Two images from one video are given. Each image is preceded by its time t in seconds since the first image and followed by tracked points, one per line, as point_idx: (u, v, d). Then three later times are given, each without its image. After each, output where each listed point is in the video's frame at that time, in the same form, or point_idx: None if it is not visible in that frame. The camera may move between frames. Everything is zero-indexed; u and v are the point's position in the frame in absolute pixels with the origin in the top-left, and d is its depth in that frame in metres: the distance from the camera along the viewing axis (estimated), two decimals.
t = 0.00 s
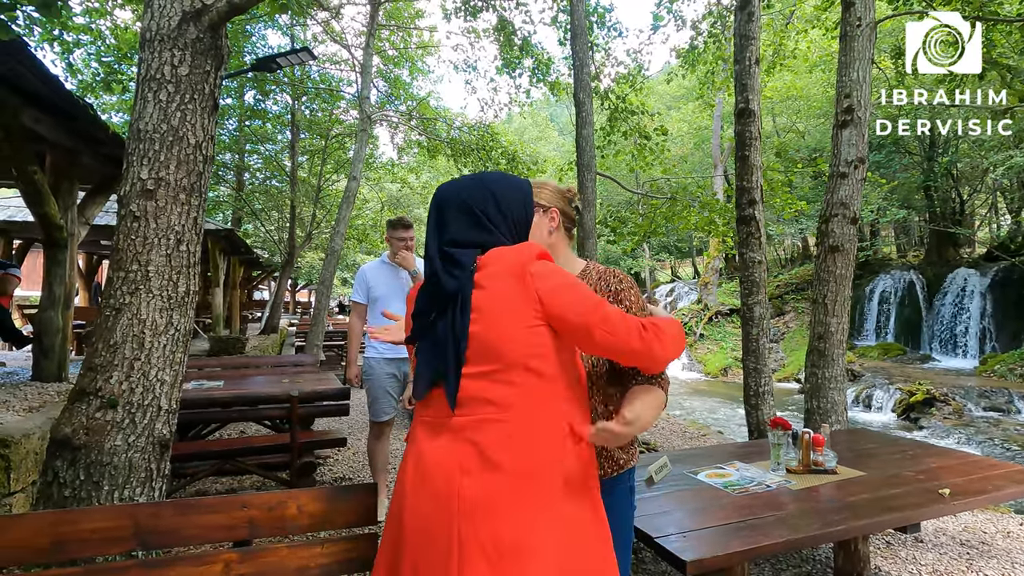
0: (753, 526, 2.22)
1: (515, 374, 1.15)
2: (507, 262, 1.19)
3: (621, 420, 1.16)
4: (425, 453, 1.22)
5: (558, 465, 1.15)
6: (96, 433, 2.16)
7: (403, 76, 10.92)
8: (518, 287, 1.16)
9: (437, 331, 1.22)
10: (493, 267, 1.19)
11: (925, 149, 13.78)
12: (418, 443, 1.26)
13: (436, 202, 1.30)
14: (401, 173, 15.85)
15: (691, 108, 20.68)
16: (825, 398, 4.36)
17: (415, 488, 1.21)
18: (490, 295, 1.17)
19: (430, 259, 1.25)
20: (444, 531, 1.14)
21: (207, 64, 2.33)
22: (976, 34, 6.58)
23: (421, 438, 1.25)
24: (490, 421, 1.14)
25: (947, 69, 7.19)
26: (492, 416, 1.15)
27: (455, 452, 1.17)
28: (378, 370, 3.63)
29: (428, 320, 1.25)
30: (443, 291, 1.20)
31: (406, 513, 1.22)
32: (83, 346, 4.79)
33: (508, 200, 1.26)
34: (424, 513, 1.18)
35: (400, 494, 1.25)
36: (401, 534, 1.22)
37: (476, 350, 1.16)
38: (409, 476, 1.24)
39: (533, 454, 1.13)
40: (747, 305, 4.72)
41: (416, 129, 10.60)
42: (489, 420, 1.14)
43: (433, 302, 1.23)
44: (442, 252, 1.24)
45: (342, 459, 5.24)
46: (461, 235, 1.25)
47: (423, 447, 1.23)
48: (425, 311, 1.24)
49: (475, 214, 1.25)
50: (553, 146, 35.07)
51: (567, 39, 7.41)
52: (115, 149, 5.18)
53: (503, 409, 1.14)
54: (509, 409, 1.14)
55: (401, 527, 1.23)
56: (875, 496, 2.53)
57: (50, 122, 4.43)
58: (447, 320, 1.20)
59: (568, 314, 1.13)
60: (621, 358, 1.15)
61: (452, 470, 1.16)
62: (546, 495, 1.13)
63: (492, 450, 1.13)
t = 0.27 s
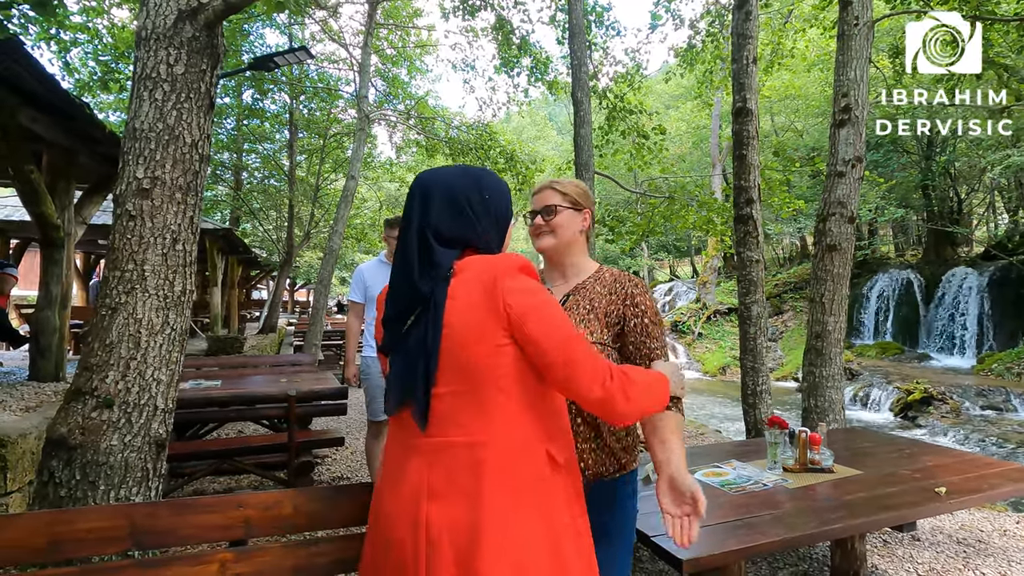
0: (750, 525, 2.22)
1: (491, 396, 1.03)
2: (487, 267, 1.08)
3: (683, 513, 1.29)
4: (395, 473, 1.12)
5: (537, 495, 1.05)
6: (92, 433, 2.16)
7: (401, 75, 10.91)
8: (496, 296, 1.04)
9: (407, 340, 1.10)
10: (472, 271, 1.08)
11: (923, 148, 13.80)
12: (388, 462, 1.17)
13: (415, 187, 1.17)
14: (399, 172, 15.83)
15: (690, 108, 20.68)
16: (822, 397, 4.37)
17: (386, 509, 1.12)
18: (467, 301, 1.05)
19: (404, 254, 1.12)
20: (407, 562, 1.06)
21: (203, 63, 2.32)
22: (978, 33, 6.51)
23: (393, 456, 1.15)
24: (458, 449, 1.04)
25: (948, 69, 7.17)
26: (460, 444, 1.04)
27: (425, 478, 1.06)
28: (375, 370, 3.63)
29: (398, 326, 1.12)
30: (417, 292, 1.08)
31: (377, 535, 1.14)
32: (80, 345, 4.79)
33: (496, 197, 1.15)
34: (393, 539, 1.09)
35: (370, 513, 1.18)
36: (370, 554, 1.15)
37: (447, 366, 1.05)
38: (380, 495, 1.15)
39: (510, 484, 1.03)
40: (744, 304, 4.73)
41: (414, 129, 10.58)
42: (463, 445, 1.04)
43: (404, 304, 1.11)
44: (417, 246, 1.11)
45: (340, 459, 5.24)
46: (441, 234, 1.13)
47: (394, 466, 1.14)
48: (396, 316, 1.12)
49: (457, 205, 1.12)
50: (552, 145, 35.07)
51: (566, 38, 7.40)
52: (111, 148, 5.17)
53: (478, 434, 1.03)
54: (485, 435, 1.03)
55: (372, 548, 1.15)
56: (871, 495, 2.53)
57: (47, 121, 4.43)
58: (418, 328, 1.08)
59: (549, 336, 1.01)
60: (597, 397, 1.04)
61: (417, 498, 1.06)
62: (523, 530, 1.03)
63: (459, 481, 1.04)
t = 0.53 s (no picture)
0: (745, 525, 2.23)
1: (498, 414, 0.99)
2: (493, 275, 1.02)
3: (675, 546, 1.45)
4: (391, 490, 1.07)
5: (542, 514, 1.01)
6: (87, 434, 2.15)
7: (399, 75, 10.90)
8: (504, 309, 0.99)
9: (407, 349, 1.04)
10: (476, 277, 1.02)
11: (920, 148, 13.83)
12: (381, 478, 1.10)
13: (414, 179, 1.09)
14: (397, 171, 15.80)
15: (687, 107, 20.70)
16: (819, 397, 4.37)
17: (381, 528, 1.06)
18: (473, 312, 1.00)
19: (403, 252, 1.04)
20: None
21: (197, 63, 2.32)
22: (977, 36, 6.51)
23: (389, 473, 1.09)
24: (461, 469, 0.99)
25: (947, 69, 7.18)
26: (464, 464, 0.99)
27: (424, 498, 1.01)
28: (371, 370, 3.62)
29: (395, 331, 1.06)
30: (419, 297, 1.02)
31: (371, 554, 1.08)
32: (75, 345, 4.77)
33: (499, 194, 1.09)
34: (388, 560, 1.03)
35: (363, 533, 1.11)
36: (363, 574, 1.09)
37: (451, 383, 0.99)
38: (376, 511, 1.10)
39: (515, 506, 0.99)
40: (741, 303, 4.73)
41: (412, 128, 10.57)
42: (466, 464, 0.99)
43: (402, 308, 1.04)
44: (417, 244, 1.04)
45: (337, 459, 5.23)
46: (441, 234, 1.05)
47: (389, 482, 1.08)
48: (394, 321, 1.05)
49: (461, 203, 1.05)
50: (550, 144, 35.06)
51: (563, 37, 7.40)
52: (107, 148, 5.15)
53: (482, 453, 0.99)
54: (490, 455, 0.99)
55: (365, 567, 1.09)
56: (867, 494, 2.54)
57: (42, 121, 4.42)
58: (421, 337, 1.01)
59: (559, 357, 0.98)
60: (602, 427, 1.01)
61: (417, 518, 1.01)
62: (529, 552, 0.99)
63: (461, 502, 0.99)
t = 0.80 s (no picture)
0: (741, 523, 2.22)
1: (525, 419, 0.97)
2: (528, 271, 0.99)
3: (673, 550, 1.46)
4: (407, 491, 1.04)
5: (564, 526, 0.99)
6: (78, 433, 2.13)
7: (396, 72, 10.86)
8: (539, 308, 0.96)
9: (430, 346, 1.00)
10: (511, 272, 0.99)
11: (916, 146, 13.86)
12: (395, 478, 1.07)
13: (449, 161, 1.04)
14: (394, 169, 15.75)
15: (685, 105, 20.71)
16: (814, 395, 4.38)
17: (394, 529, 1.04)
18: (508, 309, 0.97)
19: (434, 240, 1.00)
20: None
21: (189, 59, 2.30)
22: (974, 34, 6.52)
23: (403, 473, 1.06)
24: (483, 476, 0.96)
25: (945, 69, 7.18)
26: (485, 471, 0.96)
27: (443, 502, 0.98)
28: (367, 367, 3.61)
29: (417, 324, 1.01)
30: (448, 289, 0.98)
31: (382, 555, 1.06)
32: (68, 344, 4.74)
33: (534, 186, 1.07)
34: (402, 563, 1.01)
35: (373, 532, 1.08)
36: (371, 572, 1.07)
37: (480, 384, 0.97)
38: (388, 511, 1.07)
39: (537, 515, 0.97)
40: (737, 302, 4.73)
41: (409, 126, 10.54)
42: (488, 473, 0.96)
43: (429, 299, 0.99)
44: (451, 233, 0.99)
45: (332, 457, 5.22)
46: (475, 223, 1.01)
47: (405, 484, 1.05)
48: (417, 314, 1.00)
49: (498, 193, 1.02)
50: (547, 143, 35.03)
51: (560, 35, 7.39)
52: (101, 146, 5.12)
53: (506, 460, 0.96)
54: (514, 463, 0.96)
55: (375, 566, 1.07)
56: (862, 492, 2.54)
57: (34, 118, 4.38)
58: (449, 332, 0.98)
59: (593, 363, 0.96)
60: (630, 437, 1.01)
61: (433, 524, 0.98)
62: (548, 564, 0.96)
63: (480, 509, 0.96)
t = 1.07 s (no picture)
0: (742, 524, 2.22)
1: (560, 421, 0.99)
2: (569, 278, 1.01)
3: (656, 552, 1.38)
4: (435, 492, 1.03)
5: (597, 534, 0.99)
6: (79, 432, 2.14)
7: (399, 72, 10.87)
8: (579, 319, 0.99)
9: (463, 341, 1.00)
10: (553, 275, 1.02)
11: (922, 146, 13.78)
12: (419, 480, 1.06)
13: (496, 158, 1.06)
14: (398, 168, 15.77)
15: (689, 104, 20.66)
16: (818, 395, 4.36)
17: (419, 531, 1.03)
18: (551, 311, 0.99)
19: (479, 237, 1.00)
20: None
21: (190, 59, 2.30)
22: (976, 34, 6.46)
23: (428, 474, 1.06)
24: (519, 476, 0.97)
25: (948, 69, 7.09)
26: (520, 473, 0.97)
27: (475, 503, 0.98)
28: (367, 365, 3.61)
29: (449, 322, 1.01)
30: (493, 286, 0.99)
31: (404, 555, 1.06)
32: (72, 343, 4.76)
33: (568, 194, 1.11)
34: (430, 568, 1.01)
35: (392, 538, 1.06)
36: None
37: (518, 384, 0.98)
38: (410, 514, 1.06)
39: (572, 522, 0.98)
40: (740, 301, 4.71)
41: (412, 125, 10.55)
42: (523, 481, 0.97)
43: (467, 297, 1.00)
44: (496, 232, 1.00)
45: (335, 457, 5.23)
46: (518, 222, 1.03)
47: (431, 487, 1.04)
48: (455, 308, 1.00)
49: (545, 194, 1.05)
50: (551, 142, 35.01)
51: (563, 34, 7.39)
52: (105, 146, 5.14)
53: (542, 462, 0.98)
54: (550, 465, 0.98)
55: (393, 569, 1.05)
56: (864, 493, 2.53)
57: (39, 118, 4.40)
58: (486, 331, 0.98)
59: (627, 366, 1.01)
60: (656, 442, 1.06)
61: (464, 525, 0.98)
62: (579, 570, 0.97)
63: (514, 511, 0.96)
